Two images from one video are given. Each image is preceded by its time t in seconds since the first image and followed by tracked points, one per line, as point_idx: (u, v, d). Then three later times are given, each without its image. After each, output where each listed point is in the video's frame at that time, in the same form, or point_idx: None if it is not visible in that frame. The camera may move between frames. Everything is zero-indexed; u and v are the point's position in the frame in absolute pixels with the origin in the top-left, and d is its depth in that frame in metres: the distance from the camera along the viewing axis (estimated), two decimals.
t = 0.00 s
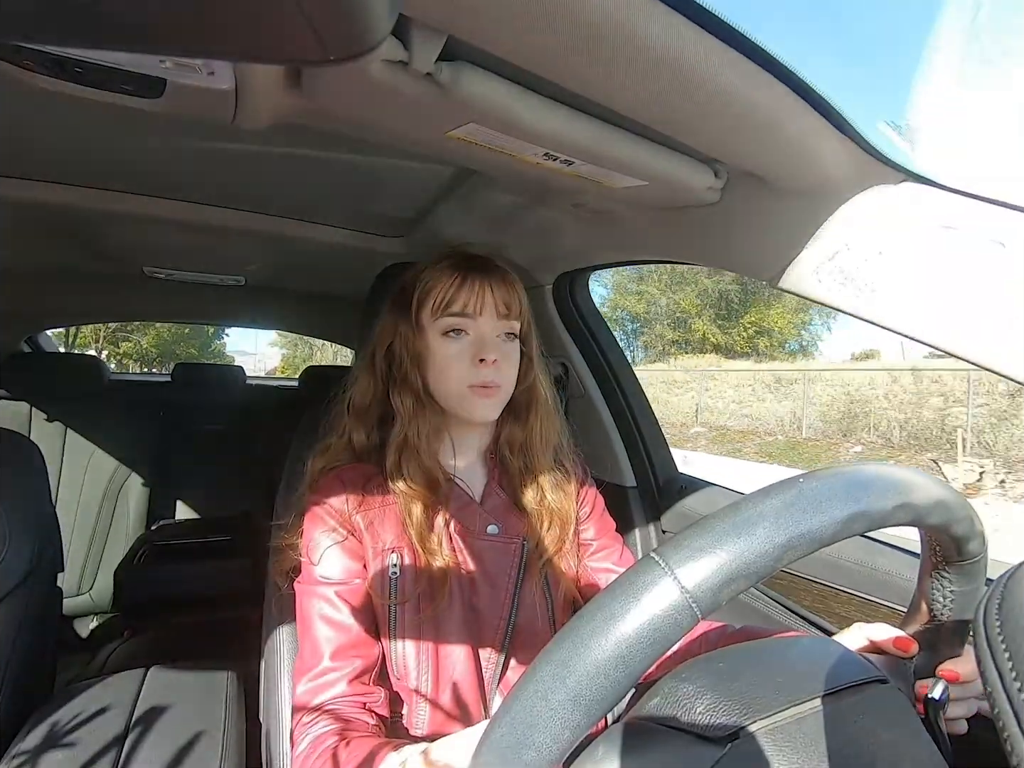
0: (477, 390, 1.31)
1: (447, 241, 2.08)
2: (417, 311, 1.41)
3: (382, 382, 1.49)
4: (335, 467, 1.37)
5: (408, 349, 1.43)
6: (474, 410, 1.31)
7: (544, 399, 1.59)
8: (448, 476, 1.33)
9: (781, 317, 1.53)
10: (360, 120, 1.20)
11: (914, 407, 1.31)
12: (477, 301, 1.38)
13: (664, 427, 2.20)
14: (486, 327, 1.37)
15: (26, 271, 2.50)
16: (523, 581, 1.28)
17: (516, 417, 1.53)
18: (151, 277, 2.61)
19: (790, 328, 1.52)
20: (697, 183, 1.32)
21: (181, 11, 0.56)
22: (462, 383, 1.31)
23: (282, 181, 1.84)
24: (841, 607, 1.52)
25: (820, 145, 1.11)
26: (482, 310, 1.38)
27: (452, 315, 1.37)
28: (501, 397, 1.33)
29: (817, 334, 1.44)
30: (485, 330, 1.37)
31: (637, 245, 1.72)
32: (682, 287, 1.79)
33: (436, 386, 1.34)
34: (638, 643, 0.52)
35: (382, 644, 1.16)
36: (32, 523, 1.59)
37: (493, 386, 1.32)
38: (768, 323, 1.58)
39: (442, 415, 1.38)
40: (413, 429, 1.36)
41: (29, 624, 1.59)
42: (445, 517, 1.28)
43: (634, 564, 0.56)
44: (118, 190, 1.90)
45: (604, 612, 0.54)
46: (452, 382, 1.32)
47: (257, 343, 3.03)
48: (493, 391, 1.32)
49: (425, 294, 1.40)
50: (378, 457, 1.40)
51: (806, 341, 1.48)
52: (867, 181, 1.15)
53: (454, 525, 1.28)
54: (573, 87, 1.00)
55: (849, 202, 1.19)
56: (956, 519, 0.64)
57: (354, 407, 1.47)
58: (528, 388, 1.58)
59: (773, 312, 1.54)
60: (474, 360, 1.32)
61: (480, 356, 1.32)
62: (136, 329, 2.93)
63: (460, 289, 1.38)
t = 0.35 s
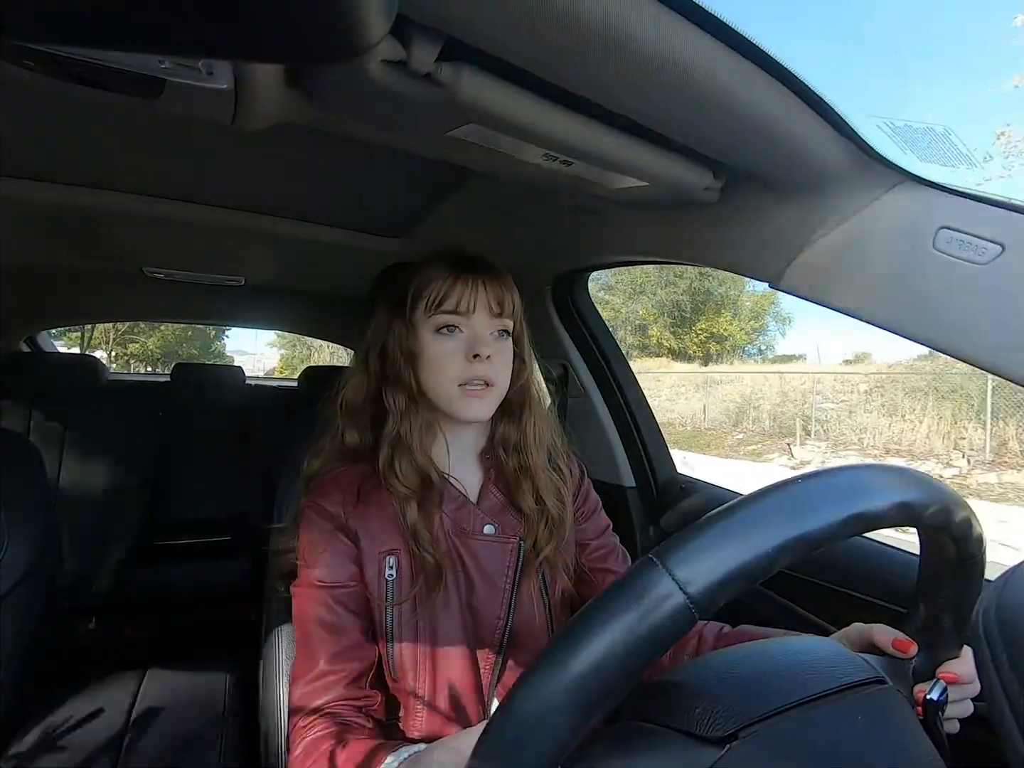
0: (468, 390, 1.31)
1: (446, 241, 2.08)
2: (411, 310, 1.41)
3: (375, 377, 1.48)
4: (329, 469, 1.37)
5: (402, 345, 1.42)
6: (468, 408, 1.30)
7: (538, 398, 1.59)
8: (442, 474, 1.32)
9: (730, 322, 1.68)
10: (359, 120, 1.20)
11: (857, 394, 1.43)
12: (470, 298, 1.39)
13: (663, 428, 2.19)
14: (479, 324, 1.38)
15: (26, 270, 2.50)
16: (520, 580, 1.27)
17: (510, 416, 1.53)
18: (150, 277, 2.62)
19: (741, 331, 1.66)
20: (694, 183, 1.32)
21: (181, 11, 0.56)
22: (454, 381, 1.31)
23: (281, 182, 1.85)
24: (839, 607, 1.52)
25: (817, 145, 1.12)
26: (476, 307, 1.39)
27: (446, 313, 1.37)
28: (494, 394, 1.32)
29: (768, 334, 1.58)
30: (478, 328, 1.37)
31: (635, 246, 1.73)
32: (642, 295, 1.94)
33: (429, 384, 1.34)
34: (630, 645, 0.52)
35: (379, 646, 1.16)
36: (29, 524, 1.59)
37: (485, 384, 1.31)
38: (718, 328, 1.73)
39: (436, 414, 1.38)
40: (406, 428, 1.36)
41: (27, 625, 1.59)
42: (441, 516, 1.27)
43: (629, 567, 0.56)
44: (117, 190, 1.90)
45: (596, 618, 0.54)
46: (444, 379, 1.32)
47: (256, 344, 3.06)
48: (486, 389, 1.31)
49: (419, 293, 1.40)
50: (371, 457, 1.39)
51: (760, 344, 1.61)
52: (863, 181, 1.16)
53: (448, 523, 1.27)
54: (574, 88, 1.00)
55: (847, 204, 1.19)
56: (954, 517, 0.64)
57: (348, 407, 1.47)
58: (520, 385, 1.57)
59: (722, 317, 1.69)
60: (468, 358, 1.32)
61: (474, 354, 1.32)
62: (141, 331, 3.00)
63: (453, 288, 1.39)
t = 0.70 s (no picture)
0: (470, 389, 1.31)
1: (447, 242, 2.08)
2: (413, 310, 1.41)
3: (375, 377, 1.48)
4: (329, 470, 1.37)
5: (403, 345, 1.42)
6: (470, 407, 1.30)
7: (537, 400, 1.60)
8: (443, 475, 1.32)
9: (692, 328, 1.85)
10: (361, 121, 1.20)
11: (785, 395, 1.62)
12: (474, 299, 1.39)
13: (663, 430, 2.19)
14: (482, 324, 1.38)
15: (27, 271, 2.50)
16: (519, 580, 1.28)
17: (511, 417, 1.53)
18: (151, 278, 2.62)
19: (705, 336, 1.82)
20: (695, 184, 1.32)
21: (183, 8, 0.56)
22: (456, 380, 1.31)
23: (282, 182, 1.85)
24: (840, 609, 1.52)
25: (818, 148, 1.12)
26: (479, 308, 1.39)
27: (450, 313, 1.37)
28: (497, 394, 1.32)
29: (731, 339, 1.73)
30: (481, 328, 1.37)
31: (636, 247, 1.73)
32: (613, 302, 2.15)
33: (430, 384, 1.34)
34: (630, 646, 0.52)
35: (379, 647, 1.16)
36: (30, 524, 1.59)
37: (488, 383, 1.31)
38: (680, 334, 1.92)
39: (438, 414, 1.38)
40: (408, 427, 1.36)
41: (26, 625, 1.59)
42: (441, 516, 1.28)
43: (630, 568, 0.56)
44: (118, 190, 1.90)
45: (596, 619, 0.54)
46: (447, 379, 1.32)
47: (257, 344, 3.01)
48: (488, 389, 1.32)
49: (422, 293, 1.40)
50: (371, 457, 1.39)
51: (728, 348, 1.74)
52: (864, 183, 1.16)
53: (447, 524, 1.27)
54: (574, 89, 1.00)
55: (852, 199, 1.19)
56: (954, 519, 0.64)
57: (348, 408, 1.48)
58: (520, 386, 1.58)
59: (685, 322, 1.87)
60: (470, 358, 1.32)
61: (477, 353, 1.32)
62: (148, 330, 2.92)
63: (456, 288, 1.39)
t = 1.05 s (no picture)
0: (477, 384, 1.30)
1: (448, 241, 2.08)
2: (419, 307, 1.41)
3: (379, 376, 1.49)
4: (330, 469, 1.36)
5: (409, 342, 1.42)
6: (474, 403, 1.30)
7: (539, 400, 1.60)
8: (445, 474, 1.33)
9: (664, 331, 2.03)
10: (363, 120, 1.20)
11: (738, 390, 1.79)
12: (481, 297, 1.39)
13: (665, 429, 2.19)
14: (488, 321, 1.38)
15: (29, 269, 2.51)
16: (520, 580, 1.28)
17: (512, 417, 1.53)
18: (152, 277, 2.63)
19: (676, 340, 1.99)
20: (698, 183, 1.32)
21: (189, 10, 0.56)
22: (462, 376, 1.31)
23: (284, 182, 1.85)
24: (841, 610, 1.51)
25: (821, 147, 1.11)
26: (485, 306, 1.39)
27: (456, 310, 1.37)
28: (501, 390, 1.32)
29: (702, 342, 1.88)
30: (487, 326, 1.37)
31: (640, 246, 1.73)
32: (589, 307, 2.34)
33: (435, 382, 1.34)
34: (634, 643, 0.52)
35: (380, 646, 1.16)
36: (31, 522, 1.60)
37: (493, 379, 1.31)
38: (651, 336, 2.09)
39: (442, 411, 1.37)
40: (412, 424, 1.37)
41: (29, 622, 1.59)
42: (443, 515, 1.28)
43: (634, 565, 0.56)
44: (120, 189, 1.91)
45: (599, 616, 0.54)
46: (454, 377, 1.31)
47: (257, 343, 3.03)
48: (494, 383, 1.31)
49: (426, 290, 1.41)
50: (372, 456, 1.39)
51: (700, 349, 1.89)
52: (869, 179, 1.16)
53: (450, 522, 1.27)
54: (575, 87, 0.99)
55: (852, 199, 1.19)
56: (956, 521, 0.64)
57: (350, 406, 1.48)
58: (522, 385, 1.59)
59: (657, 325, 2.04)
60: (476, 354, 1.32)
61: (483, 350, 1.32)
62: (152, 331, 2.93)
63: (462, 286, 1.39)
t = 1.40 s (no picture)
0: (479, 387, 1.31)
1: (448, 241, 2.08)
2: (422, 306, 1.41)
3: (381, 377, 1.50)
4: (330, 468, 1.36)
5: (412, 343, 1.42)
6: (478, 406, 1.31)
7: (540, 401, 1.61)
8: (447, 476, 1.34)
9: (640, 334, 2.13)
10: (362, 121, 1.19)
11: (699, 388, 1.92)
12: (486, 299, 1.38)
13: (665, 429, 2.20)
14: (492, 322, 1.38)
15: (28, 270, 2.51)
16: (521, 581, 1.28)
17: (513, 417, 1.54)
18: (151, 277, 2.62)
19: (653, 343, 2.07)
20: (696, 183, 1.32)
21: (189, 10, 0.55)
22: (466, 379, 1.31)
23: (283, 182, 1.85)
24: (840, 611, 1.51)
25: (819, 147, 1.11)
26: (490, 308, 1.38)
27: (459, 310, 1.37)
28: (504, 394, 1.33)
29: (680, 346, 1.95)
30: (491, 328, 1.37)
31: (640, 245, 1.73)
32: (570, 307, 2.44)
33: (438, 383, 1.35)
34: (637, 643, 0.52)
35: (378, 648, 1.15)
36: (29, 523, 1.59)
37: (496, 382, 1.32)
38: (627, 338, 2.21)
39: (445, 413, 1.38)
40: (414, 425, 1.36)
41: (27, 623, 1.58)
42: (444, 516, 1.28)
43: (637, 563, 0.56)
44: (118, 189, 1.91)
45: (601, 618, 0.53)
46: (456, 379, 1.32)
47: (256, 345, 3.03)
48: (496, 389, 1.32)
49: (429, 290, 1.40)
50: (372, 458, 1.39)
51: (675, 353, 1.97)
52: (867, 182, 1.15)
53: (451, 523, 1.29)
54: (574, 88, 0.99)
55: (852, 201, 1.19)
56: (959, 523, 0.64)
57: (350, 406, 1.47)
58: (524, 386, 1.60)
59: (634, 329, 2.15)
60: (480, 356, 1.32)
61: (486, 352, 1.32)
62: (158, 333, 2.93)
63: (466, 286, 1.38)
